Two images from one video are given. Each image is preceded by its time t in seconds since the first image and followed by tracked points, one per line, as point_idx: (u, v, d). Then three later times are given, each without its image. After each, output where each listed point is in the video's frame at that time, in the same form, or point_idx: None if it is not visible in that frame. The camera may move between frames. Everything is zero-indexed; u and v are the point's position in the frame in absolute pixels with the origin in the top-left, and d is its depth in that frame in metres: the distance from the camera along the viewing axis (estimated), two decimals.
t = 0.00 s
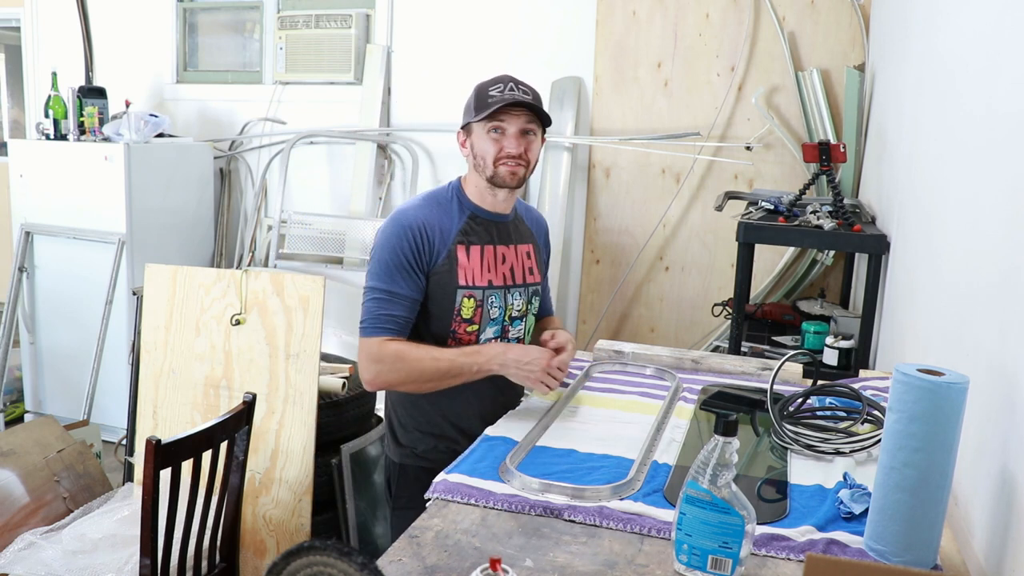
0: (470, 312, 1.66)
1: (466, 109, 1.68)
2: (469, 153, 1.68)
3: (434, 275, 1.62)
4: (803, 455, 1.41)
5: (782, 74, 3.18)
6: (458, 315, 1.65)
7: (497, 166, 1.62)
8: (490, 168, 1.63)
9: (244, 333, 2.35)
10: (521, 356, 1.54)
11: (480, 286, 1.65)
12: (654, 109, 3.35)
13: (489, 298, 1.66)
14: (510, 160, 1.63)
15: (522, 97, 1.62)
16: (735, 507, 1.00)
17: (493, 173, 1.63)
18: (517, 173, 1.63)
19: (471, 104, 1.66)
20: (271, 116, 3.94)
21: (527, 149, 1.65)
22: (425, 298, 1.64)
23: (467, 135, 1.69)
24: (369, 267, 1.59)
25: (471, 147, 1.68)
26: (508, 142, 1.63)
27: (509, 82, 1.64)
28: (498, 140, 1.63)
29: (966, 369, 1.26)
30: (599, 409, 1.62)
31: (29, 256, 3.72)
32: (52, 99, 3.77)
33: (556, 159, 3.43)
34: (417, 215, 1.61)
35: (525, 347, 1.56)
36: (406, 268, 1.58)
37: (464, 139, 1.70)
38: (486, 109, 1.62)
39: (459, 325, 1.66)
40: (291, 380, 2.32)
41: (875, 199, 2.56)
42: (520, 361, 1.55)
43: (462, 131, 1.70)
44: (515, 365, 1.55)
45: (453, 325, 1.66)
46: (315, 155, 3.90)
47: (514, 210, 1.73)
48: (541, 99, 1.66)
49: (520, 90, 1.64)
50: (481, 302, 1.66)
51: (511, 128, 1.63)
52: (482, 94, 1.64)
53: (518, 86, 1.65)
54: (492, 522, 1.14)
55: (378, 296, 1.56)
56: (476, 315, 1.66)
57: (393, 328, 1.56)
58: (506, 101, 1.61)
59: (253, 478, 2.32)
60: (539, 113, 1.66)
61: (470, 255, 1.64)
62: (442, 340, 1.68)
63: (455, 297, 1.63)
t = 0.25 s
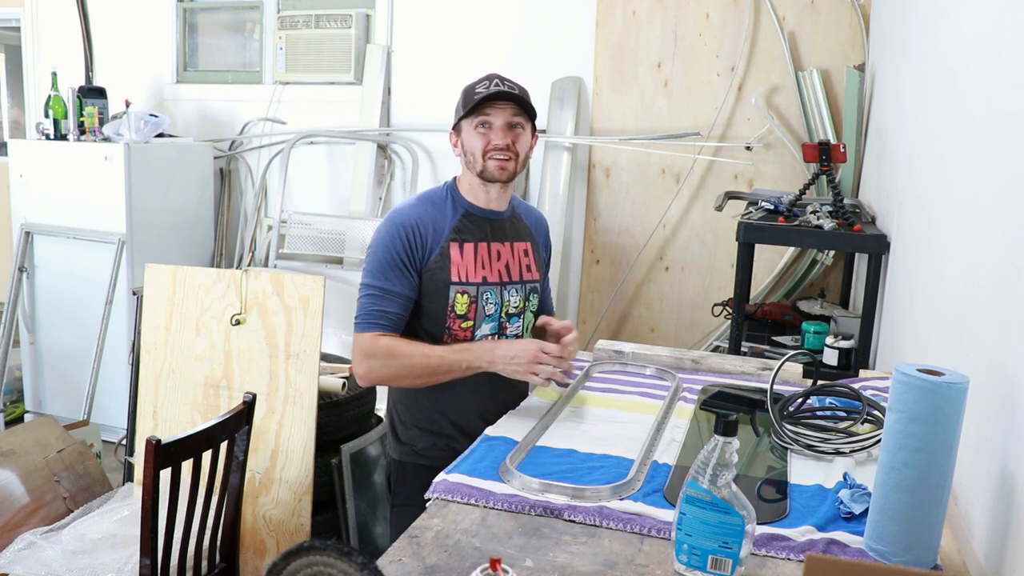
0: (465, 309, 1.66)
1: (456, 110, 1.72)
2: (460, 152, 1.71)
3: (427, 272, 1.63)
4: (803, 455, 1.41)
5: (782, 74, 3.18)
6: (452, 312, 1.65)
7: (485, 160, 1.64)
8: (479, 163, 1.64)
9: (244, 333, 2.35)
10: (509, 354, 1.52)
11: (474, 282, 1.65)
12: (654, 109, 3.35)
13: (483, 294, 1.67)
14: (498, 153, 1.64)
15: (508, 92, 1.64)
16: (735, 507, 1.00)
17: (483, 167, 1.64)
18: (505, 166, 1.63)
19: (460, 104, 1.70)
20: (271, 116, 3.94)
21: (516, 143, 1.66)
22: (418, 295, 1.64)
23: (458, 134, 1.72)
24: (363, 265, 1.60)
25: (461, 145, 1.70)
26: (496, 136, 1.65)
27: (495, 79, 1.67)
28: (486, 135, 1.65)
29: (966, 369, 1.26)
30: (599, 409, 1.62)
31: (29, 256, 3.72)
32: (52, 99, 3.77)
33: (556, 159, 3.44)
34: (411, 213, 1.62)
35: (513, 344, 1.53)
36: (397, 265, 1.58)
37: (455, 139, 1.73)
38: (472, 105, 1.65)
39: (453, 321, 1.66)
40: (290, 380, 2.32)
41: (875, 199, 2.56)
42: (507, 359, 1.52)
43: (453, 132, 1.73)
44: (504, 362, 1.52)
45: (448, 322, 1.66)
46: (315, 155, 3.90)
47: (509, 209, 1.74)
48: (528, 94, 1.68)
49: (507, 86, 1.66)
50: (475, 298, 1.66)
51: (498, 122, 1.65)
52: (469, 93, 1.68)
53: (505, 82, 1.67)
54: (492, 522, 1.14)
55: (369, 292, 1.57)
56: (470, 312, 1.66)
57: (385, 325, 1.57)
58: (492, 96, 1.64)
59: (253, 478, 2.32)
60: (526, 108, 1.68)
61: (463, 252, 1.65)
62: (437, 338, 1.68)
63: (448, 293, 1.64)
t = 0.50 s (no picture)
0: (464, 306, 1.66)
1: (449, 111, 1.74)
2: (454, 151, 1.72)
3: (423, 269, 1.63)
4: (802, 455, 1.41)
5: (782, 74, 3.18)
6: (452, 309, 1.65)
7: (480, 153, 1.64)
8: (474, 156, 1.65)
9: (244, 333, 2.35)
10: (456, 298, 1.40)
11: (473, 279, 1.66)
12: (654, 110, 3.35)
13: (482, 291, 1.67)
14: (492, 146, 1.65)
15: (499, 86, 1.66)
16: (735, 507, 1.00)
17: (478, 160, 1.65)
18: (500, 157, 1.64)
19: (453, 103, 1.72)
20: (271, 116, 3.94)
21: (509, 136, 1.68)
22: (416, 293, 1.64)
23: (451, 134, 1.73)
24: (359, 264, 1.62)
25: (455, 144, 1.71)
26: (489, 129, 1.66)
27: (486, 75, 1.69)
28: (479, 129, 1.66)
29: (966, 369, 1.26)
30: (600, 409, 1.62)
31: (29, 256, 3.72)
32: (52, 99, 3.77)
33: (556, 159, 3.44)
34: (405, 212, 1.64)
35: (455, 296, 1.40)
36: (392, 262, 1.59)
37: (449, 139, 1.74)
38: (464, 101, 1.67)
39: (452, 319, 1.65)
40: (291, 380, 2.32)
41: (875, 199, 2.56)
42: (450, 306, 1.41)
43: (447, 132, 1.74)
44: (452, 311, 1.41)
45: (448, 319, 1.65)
46: (315, 155, 3.90)
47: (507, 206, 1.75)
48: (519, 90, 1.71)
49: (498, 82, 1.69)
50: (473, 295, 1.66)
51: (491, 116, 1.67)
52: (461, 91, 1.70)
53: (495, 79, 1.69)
54: (492, 522, 1.14)
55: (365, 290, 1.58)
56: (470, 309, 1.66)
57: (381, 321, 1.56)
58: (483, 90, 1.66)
59: (253, 478, 2.32)
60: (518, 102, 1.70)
61: (462, 250, 1.65)
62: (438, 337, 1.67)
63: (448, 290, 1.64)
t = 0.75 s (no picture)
0: (471, 307, 1.66)
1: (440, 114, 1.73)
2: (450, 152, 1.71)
3: (431, 273, 1.62)
4: (803, 455, 1.41)
5: (782, 74, 3.18)
6: (460, 310, 1.65)
7: (480, 152, 1.65)
8: (475, 156, 1.65)
9: (244, 333, 2.35)
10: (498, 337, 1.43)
11: (478, 279, 1.67)
12: (654, 110, 3.35)
13: (488, 291, 1.68)
14: (492, 144, 1.65)
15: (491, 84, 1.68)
16: (735, 507, 1.00)
17: (479, 159, 1.65)
18: (501, 153, 1.65)
19: (444, 105, 1.72)
20: (271, 116, 3.94)
21: (506, 134, 1.69)
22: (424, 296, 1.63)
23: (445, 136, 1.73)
24: (367, 271, 1.59)
25: (451, 145, 1.71)
26: (488, 128, 1.67)
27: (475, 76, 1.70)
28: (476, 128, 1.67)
29: (966, 369, 1.26)
30: (599, 409, 1.62)
31: (29, 256, 3.72)
32: (52, 99, 3.77)
33: (556, 159, 3.43)
34: (410, 215, 1.62)
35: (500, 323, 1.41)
36: (401, 267, 1.58)
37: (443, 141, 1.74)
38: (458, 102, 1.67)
39: (461, 320, 1.65)
40: (291, 380, 2.32)
41: (875, 199, 2.56)
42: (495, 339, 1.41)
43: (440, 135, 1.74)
44: (493, 345, 1.41)
45: (455, 321, 1.65)
46: (315, 155, 3.90)
47: (505, 206, 1.77)
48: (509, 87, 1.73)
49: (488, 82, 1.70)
50: (480, 295, 1.67)
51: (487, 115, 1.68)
52: (452, 93, 1.70)
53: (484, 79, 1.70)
54: (492, 522, 1.14)
55: (374, 296, 1.57)
56: (476, 309, 1.67)
57: (397, 329, 1.55)
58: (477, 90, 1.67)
59: (253, 478, 2.32)
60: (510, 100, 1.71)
61: (466, 250, 1.66)
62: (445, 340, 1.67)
63: (455, 292, 1.64)
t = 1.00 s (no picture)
0: (477, 305, 1.66)
1: (438, 115, 1.72)
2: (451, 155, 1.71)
3: (432, 274, 1.62)
4: (803, 456, 1.41)
5: (782, 74, 3.18)
6: (466, 309, 1.65)
7: (484, 158, 1.65)
8: (479, 161, 1.65)
9: (244, 333, 2.35)
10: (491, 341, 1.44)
11: (483, 277, 1.67)
12: (654, 110, 3.35)
13: (492, 288, 1.68)
14: (494, 149, 1.66)
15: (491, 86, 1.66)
16: (735, 507, 1.00)
17: (483, 164, 1.65)
18: (504, 159, 1.66)
19: (443, 105, 1.70)
20: (271, 116, 3.94)
21: (508, 136, 1.69)
22: (424, 296, 1.64)
23: (445, 138, 1.72)
24: (367, 270, 1.59)
25: (451, 147, 1.70)
26: (490, 131, 1.66)
27: (474, 76, 1.68)
28: (478, 132, 1.66)
29: (966, 369, 1.26)
30: (599, 409, 1.62)
31: (29, 256, 3.72)
32: (52, 99, 3.77)
33: (556, 159, 3.43)
34: (412, 216, 1.62)
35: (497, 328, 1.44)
36: (402, 268, 1.58)
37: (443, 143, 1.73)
38: (459, 106, 1.65)
39: (467, 318, 1.65)
40: (291, 380, 2.32)
41: (875, 199, 2.57)
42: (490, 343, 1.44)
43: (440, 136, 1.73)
44: (487, 349, 1.44)
45: (462, 320, 1.65)
46: (315, 155, 3.90)
47: (503, 204, 1.77)
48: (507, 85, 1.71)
49: (487, 82, 1.68)
50: (485, 293, 1.67)
51: (488, 117, 1.67)
52: (451, 94, 1.68)
53: (483, 79, 1.68)
54: (492, 522, 1.14)
55: (374, 297, 1.57)
56: (482, 307, 1.67)
57: (392, 328, 1.57)
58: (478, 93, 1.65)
59: (253, 478, 2.32)
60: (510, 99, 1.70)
61: (468, 249, 1.66)
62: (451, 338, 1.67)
63: (460, 290, 1.64)
